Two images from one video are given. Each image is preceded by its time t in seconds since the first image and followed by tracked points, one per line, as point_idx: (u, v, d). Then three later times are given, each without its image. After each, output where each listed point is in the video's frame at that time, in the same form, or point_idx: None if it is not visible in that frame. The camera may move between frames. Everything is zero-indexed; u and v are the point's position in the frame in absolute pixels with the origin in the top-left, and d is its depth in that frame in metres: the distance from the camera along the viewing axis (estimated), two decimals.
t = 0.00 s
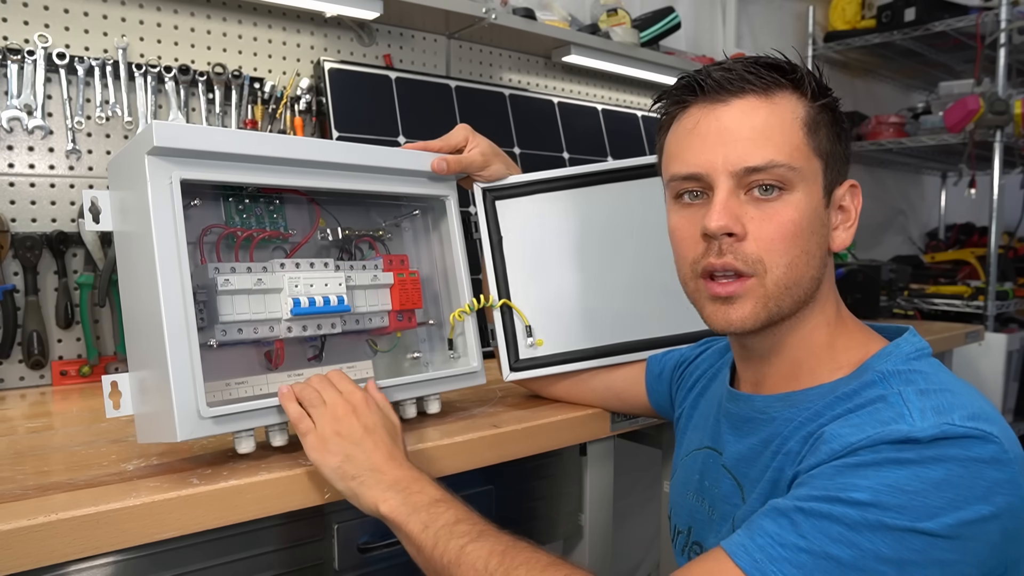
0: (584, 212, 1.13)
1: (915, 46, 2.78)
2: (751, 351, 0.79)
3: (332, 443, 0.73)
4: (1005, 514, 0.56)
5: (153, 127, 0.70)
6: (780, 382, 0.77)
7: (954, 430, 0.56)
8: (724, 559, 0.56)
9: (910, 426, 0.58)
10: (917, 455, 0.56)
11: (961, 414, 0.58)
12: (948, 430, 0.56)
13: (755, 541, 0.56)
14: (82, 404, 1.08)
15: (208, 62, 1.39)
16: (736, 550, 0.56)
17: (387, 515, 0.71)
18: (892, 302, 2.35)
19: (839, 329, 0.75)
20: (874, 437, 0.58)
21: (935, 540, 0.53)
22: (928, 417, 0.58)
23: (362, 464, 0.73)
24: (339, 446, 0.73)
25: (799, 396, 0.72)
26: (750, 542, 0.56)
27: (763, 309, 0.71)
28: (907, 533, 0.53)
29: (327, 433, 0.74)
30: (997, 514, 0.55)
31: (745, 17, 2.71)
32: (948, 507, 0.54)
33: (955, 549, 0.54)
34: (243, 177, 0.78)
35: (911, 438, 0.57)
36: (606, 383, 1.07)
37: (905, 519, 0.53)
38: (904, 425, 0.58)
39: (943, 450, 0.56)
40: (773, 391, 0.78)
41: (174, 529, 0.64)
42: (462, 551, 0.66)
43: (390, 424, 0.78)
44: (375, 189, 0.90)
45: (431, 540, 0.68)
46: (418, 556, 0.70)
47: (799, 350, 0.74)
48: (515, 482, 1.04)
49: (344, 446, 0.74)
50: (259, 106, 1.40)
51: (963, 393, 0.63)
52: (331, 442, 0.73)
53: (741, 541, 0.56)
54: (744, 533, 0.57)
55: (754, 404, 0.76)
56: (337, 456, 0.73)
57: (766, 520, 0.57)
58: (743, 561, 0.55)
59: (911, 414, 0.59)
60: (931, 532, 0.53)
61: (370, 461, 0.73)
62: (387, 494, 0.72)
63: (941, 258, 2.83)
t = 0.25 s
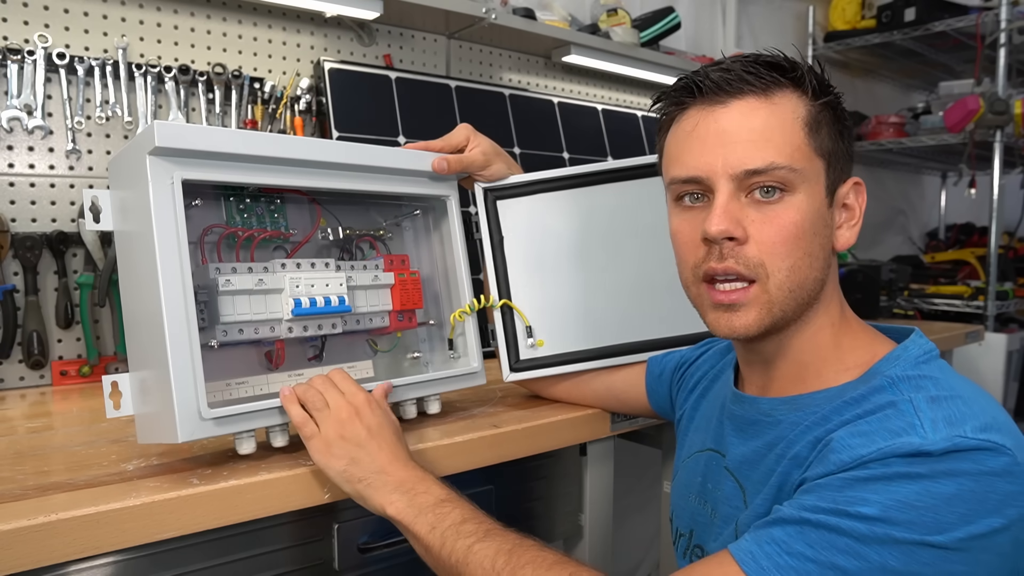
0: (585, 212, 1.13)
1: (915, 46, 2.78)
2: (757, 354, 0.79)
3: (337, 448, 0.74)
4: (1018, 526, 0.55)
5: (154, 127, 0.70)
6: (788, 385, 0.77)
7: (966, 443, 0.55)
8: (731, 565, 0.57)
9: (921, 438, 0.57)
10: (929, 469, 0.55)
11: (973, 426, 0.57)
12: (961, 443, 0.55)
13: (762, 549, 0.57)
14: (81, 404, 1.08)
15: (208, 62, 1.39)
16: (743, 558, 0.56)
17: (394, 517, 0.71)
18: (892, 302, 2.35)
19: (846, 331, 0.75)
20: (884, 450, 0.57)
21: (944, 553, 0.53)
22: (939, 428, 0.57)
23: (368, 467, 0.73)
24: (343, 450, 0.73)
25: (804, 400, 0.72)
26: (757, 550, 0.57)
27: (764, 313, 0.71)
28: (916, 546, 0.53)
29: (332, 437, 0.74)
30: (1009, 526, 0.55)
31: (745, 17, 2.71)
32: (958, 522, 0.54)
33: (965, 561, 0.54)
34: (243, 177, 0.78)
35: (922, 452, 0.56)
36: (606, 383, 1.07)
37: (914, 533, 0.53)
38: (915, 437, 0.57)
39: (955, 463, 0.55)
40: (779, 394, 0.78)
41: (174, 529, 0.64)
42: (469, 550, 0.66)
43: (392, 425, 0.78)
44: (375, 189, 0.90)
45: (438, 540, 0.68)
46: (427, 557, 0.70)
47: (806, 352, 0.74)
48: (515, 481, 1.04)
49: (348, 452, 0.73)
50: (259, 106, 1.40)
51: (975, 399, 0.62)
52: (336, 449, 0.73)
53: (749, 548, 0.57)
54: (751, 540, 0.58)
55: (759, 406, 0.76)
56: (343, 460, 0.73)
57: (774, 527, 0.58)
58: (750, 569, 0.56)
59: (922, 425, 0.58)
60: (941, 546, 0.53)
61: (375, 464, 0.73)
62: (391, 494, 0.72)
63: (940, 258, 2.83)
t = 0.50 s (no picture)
0: (585, 212, 1.13)
1: (915, 46, 2.78)
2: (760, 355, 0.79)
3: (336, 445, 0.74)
4: (1018, 533, 0.55)
5: (154, 127, 0.70)
6: (789, 386, 0.77)
7: (968, 450, 0.55)
8: (729, 568, 0.57)
9: (923, 444, 0.56)
10: (930, 476, 0.55)
11: (976, 432, 0.57)
12: (963, 450, 0.55)
13: (760, 552, 0.57)
14: (81, 404, 1.08)
15: (208, 62, 1.39)
16: (741, 560, 0.57)
17: (392, 514, 0.71)
18: (892, 302, 2.35)
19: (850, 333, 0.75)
20: (885, 455, 0.57)
21: (943, 560, 0.53)
22: (941, 434, 0.57)
23: (368, 463, 0.73)
24: (343, 447, 0.74)
25: (806, 401, 0.72)
26: (755, 552, 0.57)
27: (770, 311, 0.71)
28: (915, 553, 0.53)
29: (332, 434, 0.74)
30: (1009, 533, 0.55)
31: (745, 17, 2.71)
32: (958, 529, 0.54)
33: (963, 568, 0.54)
34: (243, 177, 0.78)
35: (924, 458, 0.55)
36: (606, 383, 1.07)
37: (914, 540, 0.53)
38: (916, 443, 0.57)
39: (956, 470, 0.55)
40: (780, 394, 0.78)
41: (174, 529, 0.64)
42: (466, 547, 0.66)
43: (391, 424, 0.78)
44: (375, 189, 0.90)
45: (436, 537, 0.68)
46: (425, 554, 0.70)
47: (807, 353, 0.74)
48: (515, 481, 1.04)
49: (347, 449, 0.73)
50: (259, 106, 1.40)
51: (977, 404, 0.62)
52: (336, 446, 0.74)
53: (747, 550, 0.57)
54: (749, 543, 0.58)
55: (761, 407, 0.76)
56: (343, 457, 0.73)
57: (773, 531, 0.58)
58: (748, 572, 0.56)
59: (924, 430, 0.58)
60: (939, 553, 0.53)
61: (375, 461, 0.73)
62: (389, 492, 0.72)
63: (941, 258, 2.84)
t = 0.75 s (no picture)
0: (585, 211, 1.13)
1: (915, 46, 2.78)
2: (763, 355, 0.79)
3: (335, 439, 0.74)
4: (1021, 536, 0.55)
5: (152, 127, 0.70)
6: (792, 386, 0.77)
7: (972, 453, 0.55)
8: (729, 567, 0.57)
9: (926, 446, 0.56)
10: (934, 478, 0.55)
11: (979, 435, 0.57)
12: (967, 453, 0.55)
13: (761, 551, 0.57)
14: (81, 404, 1.08)
15: (208, 62, 1.39)
16: (742, 559, 0.57)
17: (391, 509, 0.71)
18: (892, 301, 2.35)
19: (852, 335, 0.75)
20: (889, 457, 0.57)
21: (944, 563, 0.54)
22: (945, 436, 0.57)
23: (367, 458, 0.73)
24: (343, 442, 0.74)
25: (808, 401, 0.72)
26: (756, 551, 0.57)
27: (781, 305, 0.70)
28: (917, 555, 0.53)
29: (331, 430, 0.74)
30: (1011, 537, 0.55)
31: (745, 17, 2.71)
32: (961, 532, 0.54)
33: (964, 571, 0.54)
34: (241, 177, 0.78)
35: (928, 460, 0.55)
36: (606, 383, 1.07)
37: (916, 543, 0.53)
38: (920, 445, 0.57)
39: (959, 473, 0.55)
40: (783, 394, 0.78)
41: (174, 529, 0.64)
42: (464, 543, 0.66)
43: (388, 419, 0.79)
44: (375, 189, 0.90)
45: (434, 532, 0.68)
46: (424, 550, 0.70)
47: (810, 353, 0.74)
48: (515, 481, 1.04)
49: (346, 444, 0.74)
50: (259, 107, 1.40)
51: (981, 406, 0.62)
52: (336, 441, 0.74)
53: (747, 549, 0.58)
54: (750, 542, 0.58)
55: (762, 407, 0.76)
56: (343, 452, 0.73)
57: (775, 530, 0.58)
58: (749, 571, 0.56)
59: (928, 432, 0.58)
60: (941, 556, 0.53)
61: (375, 456, 0.74)
62: (388, 487, 0.72)
63: (941, 258, 2.84)
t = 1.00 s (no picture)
0: (585, 211, 1.13)
1: (915, 46, 2.78)
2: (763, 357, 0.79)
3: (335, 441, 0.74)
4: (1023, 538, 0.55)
5: (152, 128, 0.70)
6: (792, 387, 0.77)
7: (973, 455, 0.55)
8: (730, 568, 0.57)
9: (927, 448, 0.56)
10: (935, 480, 0.55)
11: (981, 437, 0.57)
12: (968, 455, 0.55)
13: (762, 552, 0.57)
14: (81, 404, 1.08)
15: (208, 62, 1.39)
16: (742, 560, 0.57)
17: (391, 510, 0.71)
18: (892, 301, 2.35)
19: (852, 336, 0.75)
20: (889, 459, 0.57)
21: (945, 565, 0.54)
22: (946, 438, 0.57)
23: (367, 459, 0.73)
24: (343, 443, 0.74)
25: (808, 402, 0.72)
26: (756, 552, 0.57)
27: (777, 305, 0.70)
28: (918, 557, 0.53)
29: (331, 431, 0.74)
30: (1013, 539, 0.55)
31: (745, 16, 2.71)
32: (961, 534, 0.54)
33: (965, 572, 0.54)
34: (241, 177, 0.78)
35: (929, 462, 0.55)
36: (606, 383, 1.07)
37: (916, 544, 0.53)
38: (921, 447, 0.57)
39: (960, 475, 0.55)
40: (782, 395, 0.78)
41: (174, 529, 0.64)
42: (464, 544, 0.66)
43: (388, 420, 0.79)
44: (375, 189, 0.90)
45: (435, 534, 0.68)
46: (424, 551, 0.70)
47: (809, 353, 0.74)
48: (514, 481, 1.04)
49: (346, 446, 0.74)
50: (259, 107, 1.40)
51: (982, 408, 0.61)
52: (336, 443, 0.74)
53: (748, 550, 0.58)
54: (750, 543, 0.58)
55: (762, 409, 0.76)
56: (343, 454, 0.73)
57: (775, 532, 0.58)
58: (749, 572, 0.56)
59: (928, 435, 0.58)
60: (942, 557, 0.53)
61: (375, 458, 0.73)
62: (388, 489, 0.72)
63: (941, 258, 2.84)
